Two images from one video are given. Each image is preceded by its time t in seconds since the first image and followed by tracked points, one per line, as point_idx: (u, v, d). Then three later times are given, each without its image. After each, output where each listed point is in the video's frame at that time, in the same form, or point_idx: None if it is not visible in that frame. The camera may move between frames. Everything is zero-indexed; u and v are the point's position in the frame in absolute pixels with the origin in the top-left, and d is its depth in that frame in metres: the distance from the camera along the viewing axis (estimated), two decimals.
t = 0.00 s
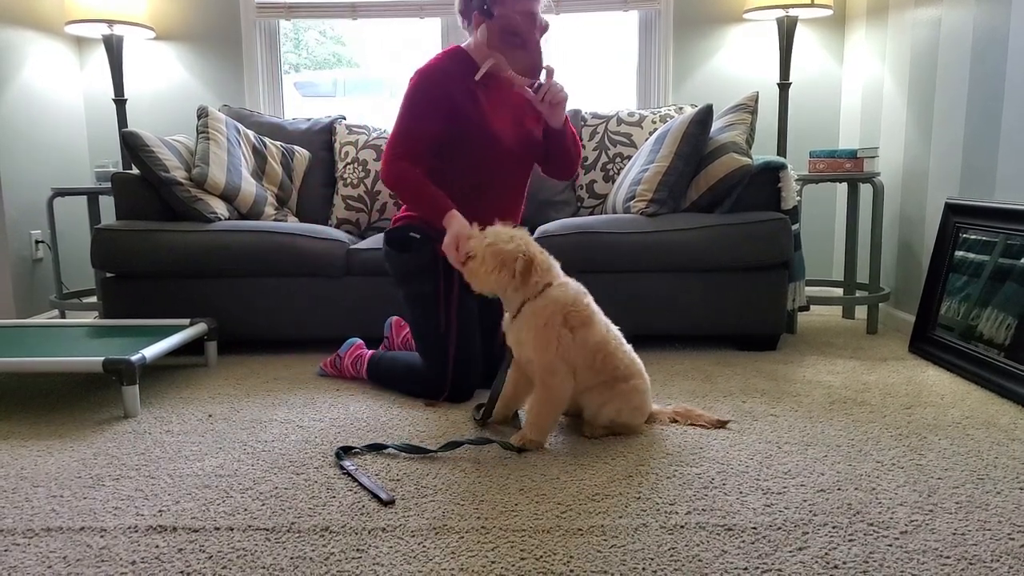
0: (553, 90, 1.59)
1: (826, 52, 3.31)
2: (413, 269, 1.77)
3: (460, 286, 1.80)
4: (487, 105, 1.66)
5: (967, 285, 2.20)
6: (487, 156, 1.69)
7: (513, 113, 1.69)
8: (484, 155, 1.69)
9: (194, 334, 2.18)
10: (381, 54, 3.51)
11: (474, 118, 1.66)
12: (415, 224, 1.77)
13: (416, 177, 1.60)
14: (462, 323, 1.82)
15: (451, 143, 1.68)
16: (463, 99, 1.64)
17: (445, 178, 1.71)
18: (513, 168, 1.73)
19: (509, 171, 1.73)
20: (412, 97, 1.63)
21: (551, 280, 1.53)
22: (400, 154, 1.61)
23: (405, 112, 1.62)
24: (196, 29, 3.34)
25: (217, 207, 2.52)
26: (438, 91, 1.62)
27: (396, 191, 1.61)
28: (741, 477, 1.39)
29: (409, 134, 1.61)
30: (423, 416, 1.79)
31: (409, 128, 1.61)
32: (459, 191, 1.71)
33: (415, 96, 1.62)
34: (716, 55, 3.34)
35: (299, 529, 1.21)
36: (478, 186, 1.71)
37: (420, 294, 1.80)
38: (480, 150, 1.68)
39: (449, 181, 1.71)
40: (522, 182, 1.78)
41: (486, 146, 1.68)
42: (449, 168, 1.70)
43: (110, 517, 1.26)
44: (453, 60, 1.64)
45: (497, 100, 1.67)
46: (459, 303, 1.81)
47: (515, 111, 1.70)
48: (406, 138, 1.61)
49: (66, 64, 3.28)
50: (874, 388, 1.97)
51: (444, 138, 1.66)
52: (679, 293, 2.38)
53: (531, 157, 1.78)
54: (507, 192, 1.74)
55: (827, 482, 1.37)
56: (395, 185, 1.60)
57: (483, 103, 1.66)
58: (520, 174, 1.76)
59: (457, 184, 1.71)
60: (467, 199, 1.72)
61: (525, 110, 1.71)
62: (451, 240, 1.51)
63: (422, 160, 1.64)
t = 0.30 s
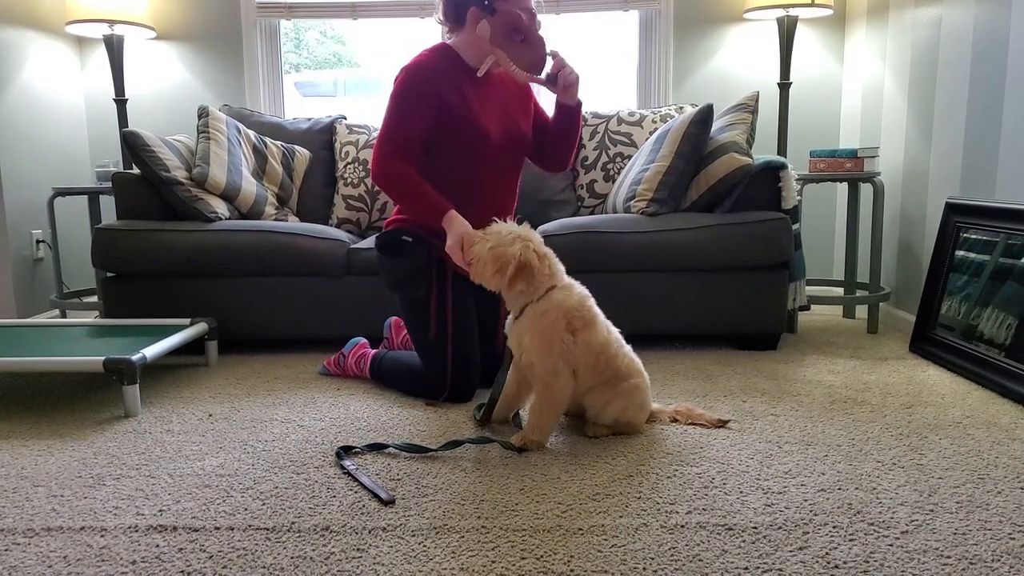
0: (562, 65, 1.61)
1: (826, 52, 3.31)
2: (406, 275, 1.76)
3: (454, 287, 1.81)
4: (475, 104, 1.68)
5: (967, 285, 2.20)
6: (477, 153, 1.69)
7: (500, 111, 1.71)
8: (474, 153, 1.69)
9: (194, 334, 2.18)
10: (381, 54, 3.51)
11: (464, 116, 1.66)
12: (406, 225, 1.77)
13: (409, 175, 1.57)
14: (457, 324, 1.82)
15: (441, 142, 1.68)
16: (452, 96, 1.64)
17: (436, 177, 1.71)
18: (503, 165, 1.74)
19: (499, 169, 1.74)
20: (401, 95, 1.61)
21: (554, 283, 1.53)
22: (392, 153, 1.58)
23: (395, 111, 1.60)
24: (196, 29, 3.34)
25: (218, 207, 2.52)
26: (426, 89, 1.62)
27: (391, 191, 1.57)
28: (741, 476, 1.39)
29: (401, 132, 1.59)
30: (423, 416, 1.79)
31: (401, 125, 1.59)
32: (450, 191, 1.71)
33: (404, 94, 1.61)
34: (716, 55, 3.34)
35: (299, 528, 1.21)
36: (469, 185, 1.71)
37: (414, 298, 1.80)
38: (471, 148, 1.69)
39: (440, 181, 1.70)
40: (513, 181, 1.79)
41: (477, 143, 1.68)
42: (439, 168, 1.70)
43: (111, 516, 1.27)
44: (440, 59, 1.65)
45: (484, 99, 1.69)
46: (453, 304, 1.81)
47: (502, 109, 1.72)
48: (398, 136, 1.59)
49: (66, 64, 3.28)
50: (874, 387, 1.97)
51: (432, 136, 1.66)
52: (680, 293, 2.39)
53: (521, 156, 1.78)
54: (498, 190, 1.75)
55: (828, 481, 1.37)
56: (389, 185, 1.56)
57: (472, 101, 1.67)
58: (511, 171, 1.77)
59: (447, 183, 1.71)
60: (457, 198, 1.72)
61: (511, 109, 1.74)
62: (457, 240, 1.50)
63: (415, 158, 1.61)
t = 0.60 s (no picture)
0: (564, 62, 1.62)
1: (827, 52, 3.31)
2: (408, 275, 1.74)
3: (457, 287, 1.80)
4: (476, 102, 1.67)
5: (968, 284, 2.20)
6: (478, 152, 1.69)
7: (501, 109, 1.70)
8: (475, 152, 1.69)
9: (194, 334, 2.18)
10: (382, 54, 3.52)
11: (465, 114, 1.66)
12: (410, 225, 1.78)
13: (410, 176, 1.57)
14: (458, 323, 1.82)
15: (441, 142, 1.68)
16: (453, 96, 1.64)
17: (438, 177, 1.71)
18: (505, 163, 1.73)
19: (501, 167, 1.73)
20: (402, 95, 1.61)
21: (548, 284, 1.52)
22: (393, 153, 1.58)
23: (395, 111, 1.60)
24: (196, 29, 3.34)
25: (218, 206, 2.52)
26: (427, 88, 1.61)
27: (391, 191, 1.57)
28: (741, 476, 1.39)
29: (401, 132, 1.59)
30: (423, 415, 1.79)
31: (401, 125, 1.59)
32: (451, 190, 1.72)
33: (404, 94, 1.60)
34: (717, 54, 3.34)
35: (300, 527, 1.21)
36: (469, 185, 1.71)
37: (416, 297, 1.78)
38: (472, 147, 1.68)
39: (442, 181, 1.71)
40: (516, 178, 1.78)
41: (478, 142, 1.68)
42: (440, 167, 1.70)
43: (111, 516, 1.27)
44: (441, 59, 1.65)
45: (484, 98, 1.69)
46: (455, 302, 1.81)
47: (502, 107, 1.72)
48: (399, 136, 1.58)
49: (67, 64, 3.28)
50: (875, 387, 1.97)
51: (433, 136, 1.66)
52: (680, 293, 2.39)
53: (524, 153, 1.78)
54: (500, 188, 1.75)
55: (828, 481, 1.37)
56: (390, 185, 1.56)
57: (473, 99, 1.66)
58: (513, 169, 1.76)
59: (448, 183, 1.71)
60: (458, 198, 1.72)
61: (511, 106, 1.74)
62: (444, 238, 1.49)
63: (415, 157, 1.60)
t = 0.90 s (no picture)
0: (569, 58, 1.61)
1: (827, 51, 3.31)
2: (409, 274, 1.75)
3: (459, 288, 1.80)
4: (478, 102, 1.67)
5: (968, 284, 2.20)
6: (480, 152, 1.69)
7: (502, 110, 1.70)
8: (476, 153, 1.69)
9: (194, 333, 2.18)
10: (382, 54, 3.52)
11: (467, 114, 1.65)
12: (412, 225, 1.75)
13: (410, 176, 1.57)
14: (461, 323, 1.82)
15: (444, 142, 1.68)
16: (455, 96, 1.63)
17: (438, 177, 1.72)
18: (506, 164, 1.73)
19: (502, 167, 1.73)
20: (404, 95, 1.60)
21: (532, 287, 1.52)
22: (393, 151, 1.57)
23: (397, 110, 1.60)
24: (196, 29, 3.34)
25: (218, 206, 2.52)
26: (429, 88, 1.60)
27: (390, 191, 1.57)
28: (742, 475, 1.39)
29: (403, 131, 1.58)
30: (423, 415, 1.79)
31: (404, 124, 1.58)
32: (451, 191, 1.72)
33: (406, 94, 1.59)
34: (717, 54, 3.34)
35: (300, 527, 1.21)
36: (469, 185, 1.71)
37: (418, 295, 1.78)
38: (473, 148, 1.68)
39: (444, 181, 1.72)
40: (517, 179, 1.78)
41: (478, 143, 1.68)
42: (441, 167, 1.71)
43: (111, 515, 1.27)
44: (444, 58, 1.64)
45: (487, 98, 1.69)
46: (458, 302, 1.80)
47: (504, 108, 1.72)
48: (401, 135, 1.58)
49: (67, 64, 3.28)
50: (874, 386, 1.97)
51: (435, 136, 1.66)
52: (680, 292, 2.39)
53: (526, 153, 1.78)
54: (500, 190, 1.75)
55: (828, 481, 1.37)
56: (390, 185, 1.55)
57: (475, 100, 1.66)
58: (514, 170, 1.76)
59: (448, 183, 1.72)
60: (458, 198, 1.73)
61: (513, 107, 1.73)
62: (426, 240, 1.49)
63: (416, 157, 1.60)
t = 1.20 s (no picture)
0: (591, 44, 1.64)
1: (827, 51, 3.31)
2: (407, 274, 1.75)
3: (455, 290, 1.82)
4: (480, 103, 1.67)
5: (968, 284, 2.20)
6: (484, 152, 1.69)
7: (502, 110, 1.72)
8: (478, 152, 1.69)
9: (194, 333, 2.18)
10: (382, 54, 3.52)
11: (470, 113, 1.65)
12: (411, 225, 1.77)
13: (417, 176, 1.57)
14: (459, 322, 1.82)
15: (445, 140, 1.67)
16: (459, 97, 1.63)
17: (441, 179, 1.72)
18: (506, 162, 1.74)
19: (503, 166, 1.73)
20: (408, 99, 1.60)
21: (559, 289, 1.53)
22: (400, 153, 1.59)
23: (400, 111, 1.60)
24: (196, 29, 3.34)
25: (218, 205, 2.52)
26: (434, 90, 1.60)
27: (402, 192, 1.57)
28: (742, 475, 1.39)
29: (407, 132, 1.58)
30: (424, 415, 1.79)
31: (412, 128, 1.58)
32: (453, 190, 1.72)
33: (411, 98, 1.59)
34: (717, 54, 3.34)
35: (300, 527, 1.21)
36: (473, 186, 1.72)
37: (416, 297, 1.79)
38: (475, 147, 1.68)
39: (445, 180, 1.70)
40: (516, 178, 1.79)
41: (481, 141, 1.68)
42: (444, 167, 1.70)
43: (111, 516, 1.27)
44: (444, 59, 1.64)
45: (486, 97, 1.69)
46: (455, 303, 1.82)
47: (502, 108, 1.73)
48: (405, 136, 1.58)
49: (67, 64, 3.28)
50: (875, 386, 1.98)
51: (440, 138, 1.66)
52: (679, 292, 2.39)
53: (524, 152, 1.78)
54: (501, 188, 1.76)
55: (828, 481, 1.37)
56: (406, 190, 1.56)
57: (476, 99, 1.66)
58: (513, 169, 1.76)
59: (453, 185, 1.72)
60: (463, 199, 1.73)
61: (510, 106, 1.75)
62: (465, 240, 1.49)
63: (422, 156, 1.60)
